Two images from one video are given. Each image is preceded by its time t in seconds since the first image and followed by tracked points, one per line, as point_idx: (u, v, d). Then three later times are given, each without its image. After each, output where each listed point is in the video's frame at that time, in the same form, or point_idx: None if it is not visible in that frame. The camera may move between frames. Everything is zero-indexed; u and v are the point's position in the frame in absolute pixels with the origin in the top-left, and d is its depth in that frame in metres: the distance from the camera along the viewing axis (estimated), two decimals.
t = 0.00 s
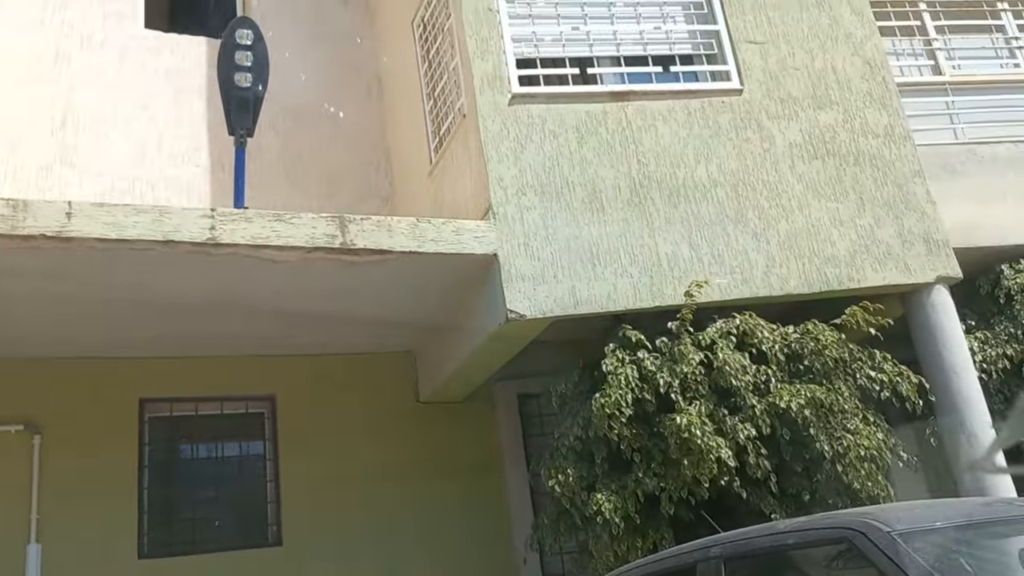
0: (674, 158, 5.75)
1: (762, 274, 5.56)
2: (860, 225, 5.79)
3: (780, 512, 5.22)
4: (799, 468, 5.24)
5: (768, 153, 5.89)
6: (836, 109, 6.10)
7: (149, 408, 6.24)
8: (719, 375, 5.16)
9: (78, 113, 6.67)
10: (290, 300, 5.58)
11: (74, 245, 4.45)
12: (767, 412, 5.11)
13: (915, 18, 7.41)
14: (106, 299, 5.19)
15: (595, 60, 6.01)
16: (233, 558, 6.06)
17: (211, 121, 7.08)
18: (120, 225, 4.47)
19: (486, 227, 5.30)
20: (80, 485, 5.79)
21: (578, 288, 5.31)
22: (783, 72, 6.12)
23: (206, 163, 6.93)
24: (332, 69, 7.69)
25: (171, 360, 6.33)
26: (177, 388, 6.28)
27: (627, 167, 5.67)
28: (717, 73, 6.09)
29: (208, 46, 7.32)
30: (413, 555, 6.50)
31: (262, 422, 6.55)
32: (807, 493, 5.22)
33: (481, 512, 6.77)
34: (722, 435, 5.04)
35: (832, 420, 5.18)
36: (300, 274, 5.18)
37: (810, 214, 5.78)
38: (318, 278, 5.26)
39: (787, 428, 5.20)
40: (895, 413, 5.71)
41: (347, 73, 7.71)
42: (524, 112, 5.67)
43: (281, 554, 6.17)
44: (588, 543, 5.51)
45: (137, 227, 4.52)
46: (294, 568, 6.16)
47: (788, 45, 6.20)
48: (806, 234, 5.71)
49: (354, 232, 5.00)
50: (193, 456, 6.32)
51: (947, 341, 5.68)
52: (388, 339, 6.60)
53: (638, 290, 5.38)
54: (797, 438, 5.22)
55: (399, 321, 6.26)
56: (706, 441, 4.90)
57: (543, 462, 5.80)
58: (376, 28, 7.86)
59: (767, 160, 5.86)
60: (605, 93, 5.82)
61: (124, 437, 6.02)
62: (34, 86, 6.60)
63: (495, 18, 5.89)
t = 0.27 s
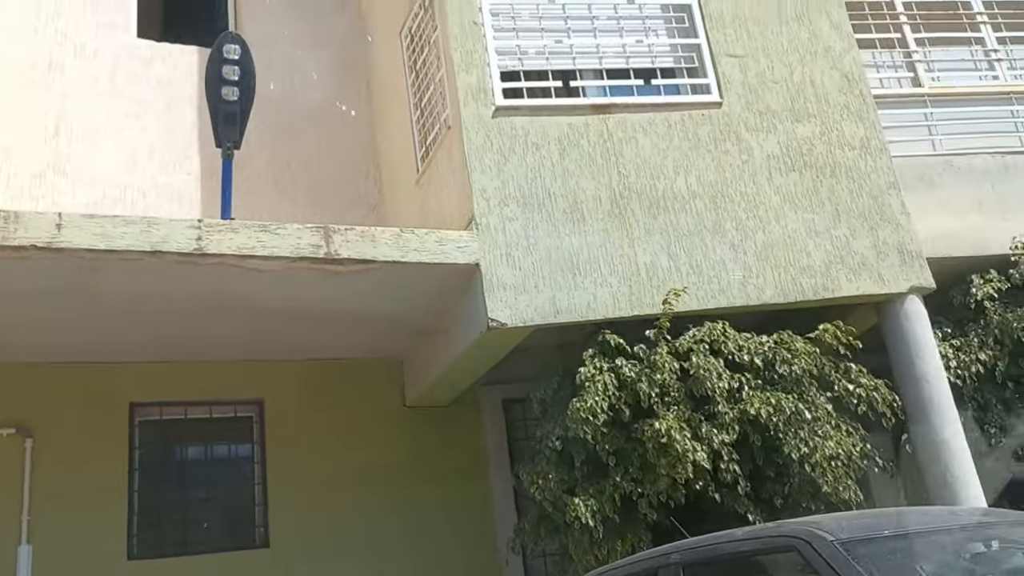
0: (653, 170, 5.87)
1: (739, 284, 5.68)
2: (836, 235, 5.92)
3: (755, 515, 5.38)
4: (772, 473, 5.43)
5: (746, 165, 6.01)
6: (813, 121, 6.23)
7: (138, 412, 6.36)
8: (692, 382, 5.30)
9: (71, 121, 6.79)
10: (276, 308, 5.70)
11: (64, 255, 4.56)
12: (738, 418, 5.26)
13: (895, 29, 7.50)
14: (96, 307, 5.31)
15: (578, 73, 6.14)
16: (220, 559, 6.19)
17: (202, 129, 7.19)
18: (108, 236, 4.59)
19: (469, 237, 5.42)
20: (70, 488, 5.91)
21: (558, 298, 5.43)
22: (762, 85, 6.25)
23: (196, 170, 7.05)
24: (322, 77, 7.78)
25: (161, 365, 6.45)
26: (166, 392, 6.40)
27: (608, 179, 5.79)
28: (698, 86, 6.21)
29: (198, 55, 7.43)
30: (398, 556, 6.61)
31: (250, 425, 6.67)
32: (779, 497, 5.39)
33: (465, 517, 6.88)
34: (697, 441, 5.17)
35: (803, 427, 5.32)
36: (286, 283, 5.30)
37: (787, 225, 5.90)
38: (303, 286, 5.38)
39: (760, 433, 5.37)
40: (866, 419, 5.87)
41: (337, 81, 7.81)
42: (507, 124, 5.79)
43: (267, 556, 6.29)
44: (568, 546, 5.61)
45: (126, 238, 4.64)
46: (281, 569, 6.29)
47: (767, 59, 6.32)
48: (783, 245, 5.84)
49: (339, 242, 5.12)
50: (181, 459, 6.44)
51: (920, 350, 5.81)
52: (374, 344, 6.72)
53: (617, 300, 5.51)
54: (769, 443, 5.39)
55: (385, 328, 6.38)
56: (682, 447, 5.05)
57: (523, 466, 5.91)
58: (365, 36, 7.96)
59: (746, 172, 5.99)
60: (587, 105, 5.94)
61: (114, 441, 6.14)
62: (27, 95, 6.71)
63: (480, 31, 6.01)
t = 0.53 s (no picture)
0: (622, 183, 6.00)
1: (703, 296, 5.82)
2: (798, 249, 6.07)
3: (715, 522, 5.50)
4: (731, 481, 5.54)
5: (712, 179, 6.15)
6: (779, 137, 6.38)
7: (114, 417, 6.46)
8: (655, 392, 5.43)
9: (49, 129, 6.86)
10: (250, 316, 5.80)
11: (38, 265, 4.66)
12: (700, 428, 5.37)
13: (863, 45, 7.62)
14: (71, 315, 5.40)
15: (549, 87, 6.27)
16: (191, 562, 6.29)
17: (180, 138, 7.28)
18: (82, 247, 4.69)
19: (439, 248, 5.53)
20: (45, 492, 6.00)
21: (526, 308, 5.55)
22: (728, 101, 6.40)
23: (173, 178, 7.13)
24: (301, 85, 7.86)
25: (136, 371, 6.54)
26: (142, 398, 6.49)
27: (577, 192, 5.91)
28: (667, 101, 6.35)
29: (177, 64, 7.51)
30: (368, 561, 6.72)
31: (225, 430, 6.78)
32: (739, 503, 5.51)
33: (432, 525, 6.98)
34: (659, 449, 5.26)
35: (762, 437, 5.45)
36: (258, 293, 5.40)
37: (752, 238, 6.05)
38: (276, 295, 5.49)
39: (720, 441, 5.47)
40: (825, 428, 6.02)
41: (315, 89, 7.90)
42: (478, 137, 5.90)
43: (239, 559, 6.39)
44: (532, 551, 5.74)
45: (100, 248, 4.74)
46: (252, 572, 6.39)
47: (735, 75, 6.47)
48: (747, 257, 5.98)
49: (310, 253, 5.23)
50: (155, 464, 6.55)
51: (877, 361, 5.98)
52: (348, 351, 6.82)
53: (584, 310, 5.63)
54: (729, 452, 5.50)
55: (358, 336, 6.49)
56: (644, 454, 5.10)
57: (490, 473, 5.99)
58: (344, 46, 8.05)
59: (712, 186, 6.13)
60: (557, 120, 6.07)
61: (89, 446, 6.23)
62: (5, 103, 6.78)
63: (454, 46, 6.12)
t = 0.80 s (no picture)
0: (569, 199, 6.19)
1: (645, 309, 6.03)
2: (738, 264, 6.30)
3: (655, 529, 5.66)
4: (672, 488, 5.71)
5: (656, 196, 6.37)
6: (722, 155, 6.61)
7: (66, 423, 6.54)
8: (596, 401, 5.61)
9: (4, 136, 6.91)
10: (202, 325, 5.91)
11: None
12: (640, 437, 5.55)
13: (807, 66, 7.89)
14: (22, 324, 5.48)
15: (501, 104, 6.44)
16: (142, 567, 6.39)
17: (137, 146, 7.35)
18: (33, 258, 4.79)
19: (389, 261, 5.68)
20: None
21: (472, 320, 5.71)
22: (674, 120, 6.62)
23: (129, 186, 7.20)
24: (258, 96, 7.98)
25: (89, 378, 6.61)
26: (95, 405, 6.56)
27: (525, 207, 6.09)
28: (615, 120, 6.55)
29: (135, 73, 7.58)
30: (319, 564, 6.84)
31: (178, 437, 6.88)
32: (678, 509, 5.70)
33: (383, 528, 7.10)
34: (598, 458, 5.45)
35: (700, 445, 5.63)
36: (209, 303, 5.52)
37: (693, 253, 6.27)
38: (227, 306, 5.60)
39: (659, 449, 5.68)
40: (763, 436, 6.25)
41: (273, 101, 8.01)
42: (429, 152, 6.06)
43: (191, 564, 6.49)
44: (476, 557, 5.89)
45: (51, 260, 4.83)
46: None
47: (681, 95, 6.69)
48: (688, 272, 6.20)
49: (261, 265, 5.36)
50: (107, 470, 6.66)
51: (814, 372, 6.22)
52: (302, 360, 6.94)
53: (529, 322, 5.81)
54: (668, 460, 5.70)
55: (311, 345, 6.61)
56: (583, 464, 5.29)
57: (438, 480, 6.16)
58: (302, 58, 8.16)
59: (656, 203, 6.34)
60: (507, 136, 6.25)
61: (40, 452, 6.31)
62: None
63: (407, 63, 6.27)
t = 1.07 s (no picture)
0: (508, 211, 6.28)
1: (581, 321, 6.14)
2: (673, 277, 6.44)
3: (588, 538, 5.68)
4: (604, 497, 5.72)
5: (594, 210, 6.47)
6: (659, 170, 6.74)
7: None
8: (530, 413, 5.68)
9: None
10: (136, 332, 5.89)
11: None
12: (573, 447, 5.60)
13: (747, 83, 8.11)
14: None
15: (443, 115, 6.50)
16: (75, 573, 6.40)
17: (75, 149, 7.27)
18: None
19: (326, 271, 5.72)
20: None
21: (408, 329, 5.77)
22: (613, 134, 6.74)
23: (67, 189, 7.13)
24: (201, 101, 7.94)
25: (22, 382, 6.56)
26: (23, 411, 6.49)
27: (464, 218, 6.16)
28: (556, 133, 6.65)
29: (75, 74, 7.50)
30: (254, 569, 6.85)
31: (112, 441, 6.85)
32: (610, 518, 5.70)
33: (322, 532, 7.13)
34: (530, 470, 5.51)
35: (631, 455, 5.74)
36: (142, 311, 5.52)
37: (629, 266, 6.39)
38: (160, 313, 5.60)
39: (592, 459, 5.70)
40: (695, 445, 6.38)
41: (217, 105, 7.97)
42: (368, 162, 6.10)
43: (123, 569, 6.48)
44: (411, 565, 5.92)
45: None
46: None
47: (621, 110, 6.82)
48: (624, 284, 6.32)
49: (194, 273, 5.37)
50: (40, 476, 6.65)
51: (744, 385, 6.39)
52: (240, 366, 6.93)
53: (465, 333, 5.88)
54: (600, 470, 5.73)
55: (249, 352, 6.62)
56: (514, 478, 5.35)
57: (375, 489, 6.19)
58: (247, 63, 8.13)
59: (594, 216, 6.45)
60: (448, 147, 6.31)
61: None
62: None
63: (349, 72, 6.30)
